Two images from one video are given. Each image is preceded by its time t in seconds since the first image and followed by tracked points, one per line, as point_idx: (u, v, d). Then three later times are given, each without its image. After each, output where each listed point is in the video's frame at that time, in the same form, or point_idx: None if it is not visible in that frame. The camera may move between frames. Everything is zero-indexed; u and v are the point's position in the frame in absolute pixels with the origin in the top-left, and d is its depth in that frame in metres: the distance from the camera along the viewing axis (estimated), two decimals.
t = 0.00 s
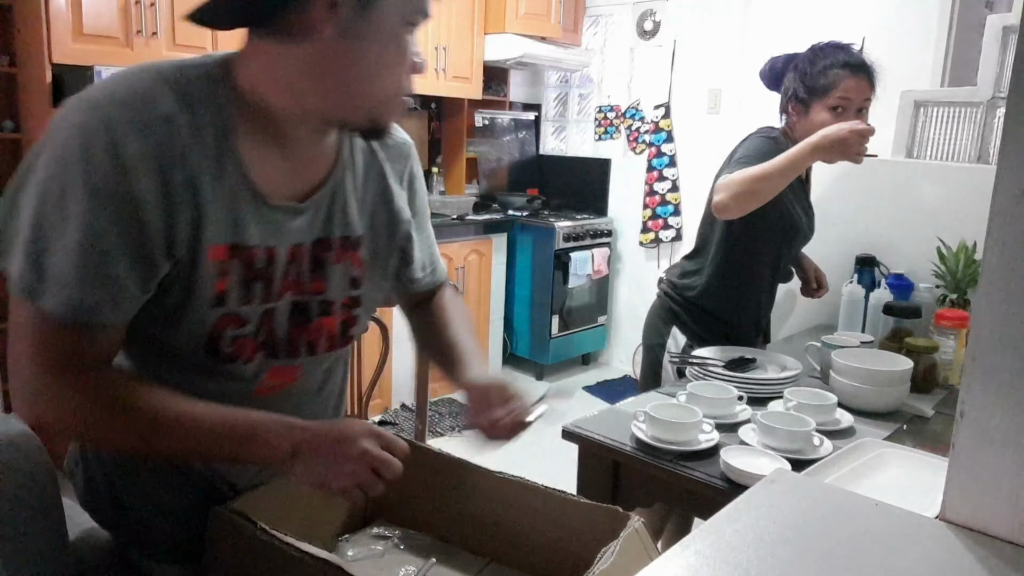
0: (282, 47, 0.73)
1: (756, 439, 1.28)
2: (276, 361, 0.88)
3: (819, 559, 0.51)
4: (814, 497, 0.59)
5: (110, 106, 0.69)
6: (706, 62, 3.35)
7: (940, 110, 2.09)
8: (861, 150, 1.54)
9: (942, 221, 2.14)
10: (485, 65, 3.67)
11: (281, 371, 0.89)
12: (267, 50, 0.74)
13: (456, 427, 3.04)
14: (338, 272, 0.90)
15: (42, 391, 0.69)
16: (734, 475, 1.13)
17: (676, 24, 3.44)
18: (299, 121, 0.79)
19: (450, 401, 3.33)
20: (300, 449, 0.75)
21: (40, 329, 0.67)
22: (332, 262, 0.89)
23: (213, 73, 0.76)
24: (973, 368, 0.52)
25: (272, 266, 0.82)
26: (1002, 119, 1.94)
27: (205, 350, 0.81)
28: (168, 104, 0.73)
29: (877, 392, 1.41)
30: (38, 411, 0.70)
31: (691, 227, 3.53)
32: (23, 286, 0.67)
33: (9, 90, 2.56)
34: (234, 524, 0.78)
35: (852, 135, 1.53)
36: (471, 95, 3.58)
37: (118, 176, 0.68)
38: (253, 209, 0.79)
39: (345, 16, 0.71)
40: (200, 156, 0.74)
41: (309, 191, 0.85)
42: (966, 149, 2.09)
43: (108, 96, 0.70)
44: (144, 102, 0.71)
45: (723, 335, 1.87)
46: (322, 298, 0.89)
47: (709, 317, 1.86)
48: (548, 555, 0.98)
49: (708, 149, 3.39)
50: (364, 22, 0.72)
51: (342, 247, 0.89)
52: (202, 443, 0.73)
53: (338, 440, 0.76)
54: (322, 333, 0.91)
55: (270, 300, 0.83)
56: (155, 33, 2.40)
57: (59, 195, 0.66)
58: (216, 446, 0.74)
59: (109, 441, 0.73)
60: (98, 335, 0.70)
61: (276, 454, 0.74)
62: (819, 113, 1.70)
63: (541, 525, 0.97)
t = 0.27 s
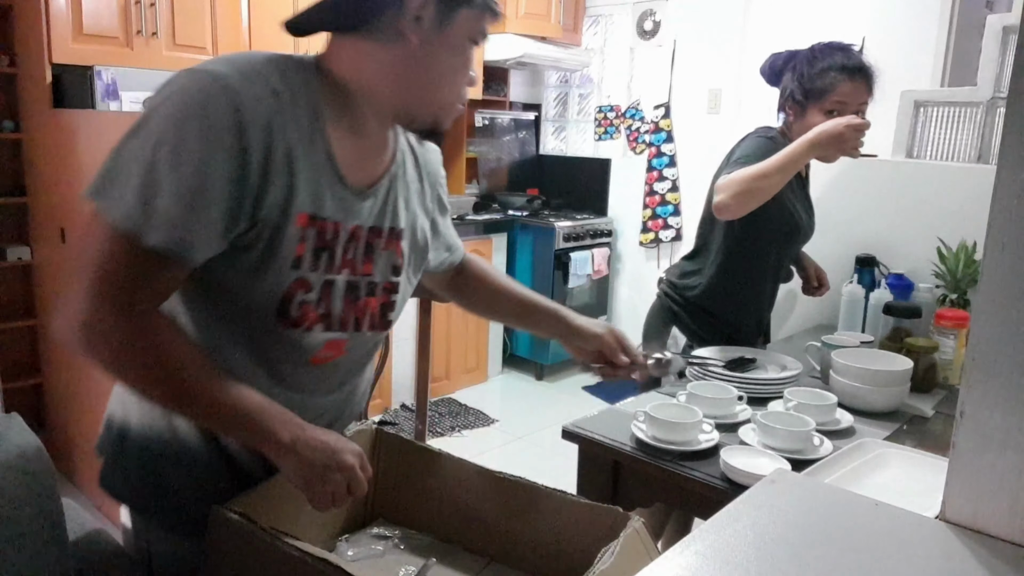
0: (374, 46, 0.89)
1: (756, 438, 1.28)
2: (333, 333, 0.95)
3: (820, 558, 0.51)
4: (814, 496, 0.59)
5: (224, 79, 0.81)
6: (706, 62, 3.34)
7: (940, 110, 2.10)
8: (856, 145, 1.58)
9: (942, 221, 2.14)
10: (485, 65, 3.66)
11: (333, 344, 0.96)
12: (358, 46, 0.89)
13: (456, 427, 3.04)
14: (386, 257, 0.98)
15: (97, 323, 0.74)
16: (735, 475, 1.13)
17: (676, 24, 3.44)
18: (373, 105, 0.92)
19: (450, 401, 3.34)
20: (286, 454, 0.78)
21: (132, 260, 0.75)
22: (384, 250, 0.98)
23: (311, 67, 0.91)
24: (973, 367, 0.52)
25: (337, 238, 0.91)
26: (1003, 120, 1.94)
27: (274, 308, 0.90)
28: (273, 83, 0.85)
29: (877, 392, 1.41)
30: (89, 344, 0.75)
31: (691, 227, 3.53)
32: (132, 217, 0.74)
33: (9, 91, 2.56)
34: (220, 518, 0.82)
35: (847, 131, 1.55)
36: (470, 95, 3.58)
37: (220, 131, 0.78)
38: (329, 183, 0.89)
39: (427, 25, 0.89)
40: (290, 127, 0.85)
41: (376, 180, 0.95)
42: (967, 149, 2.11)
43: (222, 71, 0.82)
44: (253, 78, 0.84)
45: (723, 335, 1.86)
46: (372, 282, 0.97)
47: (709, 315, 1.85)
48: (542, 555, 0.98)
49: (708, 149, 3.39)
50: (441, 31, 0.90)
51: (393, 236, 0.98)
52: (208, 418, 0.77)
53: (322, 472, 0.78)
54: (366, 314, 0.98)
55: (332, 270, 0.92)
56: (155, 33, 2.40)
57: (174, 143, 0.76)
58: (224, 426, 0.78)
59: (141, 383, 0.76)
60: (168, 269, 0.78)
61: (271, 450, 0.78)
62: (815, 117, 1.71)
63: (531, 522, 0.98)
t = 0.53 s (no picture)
0: (431, 58, 0.91)
1: (755, 439, 1.28)
2: (374, 310, 0.97)
3: (821, 558, 0.51)
4: (814, 497, 0.59)
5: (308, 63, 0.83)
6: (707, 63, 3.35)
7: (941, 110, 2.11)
8: (850, 164, 1.57)
9: (942, 221, 2.14)
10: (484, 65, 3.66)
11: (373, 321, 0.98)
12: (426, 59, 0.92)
13: (456, 427, 3.04)
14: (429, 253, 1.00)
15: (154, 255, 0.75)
16: (734, 475, 1.13)
17: (676, 24, 3.44)
18: (429, 106, 0.94)
19: (449, 401, 3.34)
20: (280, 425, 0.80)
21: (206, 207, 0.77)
22: (429, 244, 0.99)
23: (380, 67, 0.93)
24: (974, 368, 0.52)
25: (393, 224, 0.92)
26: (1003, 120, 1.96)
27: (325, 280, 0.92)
28: (350, 75, 0.87)
29: (877, 392, 1.41)
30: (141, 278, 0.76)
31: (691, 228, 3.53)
32: (217, 168, 0.76)
33: (9, 91, 2.56)
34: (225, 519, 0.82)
35: (840, 148, 1.56)
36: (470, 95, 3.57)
37: (304, 105, 0.80)
38: (393, 172, 0.90)
39: (483, 47, 0.91)
40: (364, 111, 0.86)
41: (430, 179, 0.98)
42: (966, 148, 2.12)
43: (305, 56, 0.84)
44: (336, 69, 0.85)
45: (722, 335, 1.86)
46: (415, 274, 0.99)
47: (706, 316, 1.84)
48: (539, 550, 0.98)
49: (708, 149, 3.39)
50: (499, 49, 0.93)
51: (438, 233, 1.01)
52: (222, 372, 0.78)
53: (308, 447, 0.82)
54: (401, 298, 1.00)
55: (386, 255, 0.94)
56: (155, 33, 2.40)
57: (265, 110, 0.78)
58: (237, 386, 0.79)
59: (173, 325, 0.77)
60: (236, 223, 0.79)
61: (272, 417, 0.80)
62: (813, 123, 1.70)
63: (529, 520, 0.98)
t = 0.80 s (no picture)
0: (490, 89, 0.99)
1: (756, 439, 1.28)
2: (413, 298, 1.04)
3: (822, 558, 0.51)
4: (814, 497, 0.59)
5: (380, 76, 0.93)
6: (707, 63, 3.35)
7: (940, 110, 2.16)
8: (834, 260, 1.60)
9: (942, 221, 2.14)
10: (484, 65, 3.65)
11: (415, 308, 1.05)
12: (487, 86, 0.99)
13: (456, 427, 3.04)
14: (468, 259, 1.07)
15: (215, 219, 0.85)
16: (734, 475, 1.13)
17: (676, 24, 3.44)
18: (478, 124, 1.02)
19: (450, 401, 3.34)
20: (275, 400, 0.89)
21: (267, 184, 0.86)
22: (469, 248, 1.06)
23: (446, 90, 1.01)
24: (974, 369, 0.52)
25: (435, 228, 1.00)
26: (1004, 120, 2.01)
27: (369, 266, 1.00)
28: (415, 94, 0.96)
29: (877, 392, 1.42)
30: (201, 239, 0.86)
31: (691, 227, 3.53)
32: (282, 150, 0.85)
33: (9, 91, 2.57)
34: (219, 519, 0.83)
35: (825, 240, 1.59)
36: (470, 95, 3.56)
37: (366, 109, 0.89)
38: (440, 179, 0.98)
39: (528, 79, 0.99)
40: (418, 122, 0.94)
41: (479, 193, 1.06)
42: (966, 148, 2.12)
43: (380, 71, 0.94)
44: (402, 87, 0.94)
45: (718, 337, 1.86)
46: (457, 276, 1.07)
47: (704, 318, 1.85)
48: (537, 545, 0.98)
49: (709, 149, 3.39)
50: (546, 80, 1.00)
51: (481, 240, 1.07)
52: (241, 336, 0.87)
53: (297, 429, 0.91)
54: (440, 292, 1.06)
55: (427, 254, 1.01)
56: (155, 33, 2.40)
57: (333, 108, 0.87)
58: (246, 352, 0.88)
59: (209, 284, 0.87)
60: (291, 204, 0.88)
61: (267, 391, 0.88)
62: (813, 122, 1.68)
63: (527, 520, 0.99)
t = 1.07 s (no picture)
0: (523, 107, 1.03)
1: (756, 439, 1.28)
2: (436, 295, 1.08)
3: (822, 558, 0.51)
4: (814, 497, 0.59)
5: (420, 84, 0.96)
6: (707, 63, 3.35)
7: (940, 110, 2.17)
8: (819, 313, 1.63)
9: (942, 221, 2.14)
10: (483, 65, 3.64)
11: (437, 306, 1.09)
12: (519, 106, 1.03)
13: (456, 427, 3.04)
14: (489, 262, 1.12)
15: (255, 210, 0.86)
16: (734, 475, 1.13)
17: (676, 24, 3.44)
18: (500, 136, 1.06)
19: (450, 401, 3.34)
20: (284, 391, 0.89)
21: (309, 179, 0.88)
22: (490, 252, 1.11)
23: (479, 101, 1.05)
24: (973, 368, 0.52)
25: (462, 232, 1.05)
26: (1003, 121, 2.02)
27: (396, 261, 1.04)
28: (450, 103, 0.99)
29: (878, 392, 1.41)
30: (238, 228, 0.87)
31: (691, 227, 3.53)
32: (326, 148, 0.87)
33: (9, 91, 2.57)
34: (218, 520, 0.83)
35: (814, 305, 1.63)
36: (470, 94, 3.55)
37: (406, 116, 0.92)
38: (468, 187, 1.02)
39: (550, 99, 1.02)
40: (451, 131, 0.98)
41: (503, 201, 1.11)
42: (966, 148, 2.13)
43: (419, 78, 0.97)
44: (439, 96, 0.98)
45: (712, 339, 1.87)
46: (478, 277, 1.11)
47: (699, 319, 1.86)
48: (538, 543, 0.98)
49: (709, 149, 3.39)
50: (572, 101, 1.03)
51: (503, 247, 1.13)
52: (266, 325, 0.88)
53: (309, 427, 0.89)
54: (462, 293, 1.11)
55: (452, 257, 1.06)
56: (155, 33, 2.40)
57: (378, 112, 0.90)
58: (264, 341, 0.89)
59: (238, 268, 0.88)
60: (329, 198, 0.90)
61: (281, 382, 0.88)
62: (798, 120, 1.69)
63: (527, 518, 0.98)
